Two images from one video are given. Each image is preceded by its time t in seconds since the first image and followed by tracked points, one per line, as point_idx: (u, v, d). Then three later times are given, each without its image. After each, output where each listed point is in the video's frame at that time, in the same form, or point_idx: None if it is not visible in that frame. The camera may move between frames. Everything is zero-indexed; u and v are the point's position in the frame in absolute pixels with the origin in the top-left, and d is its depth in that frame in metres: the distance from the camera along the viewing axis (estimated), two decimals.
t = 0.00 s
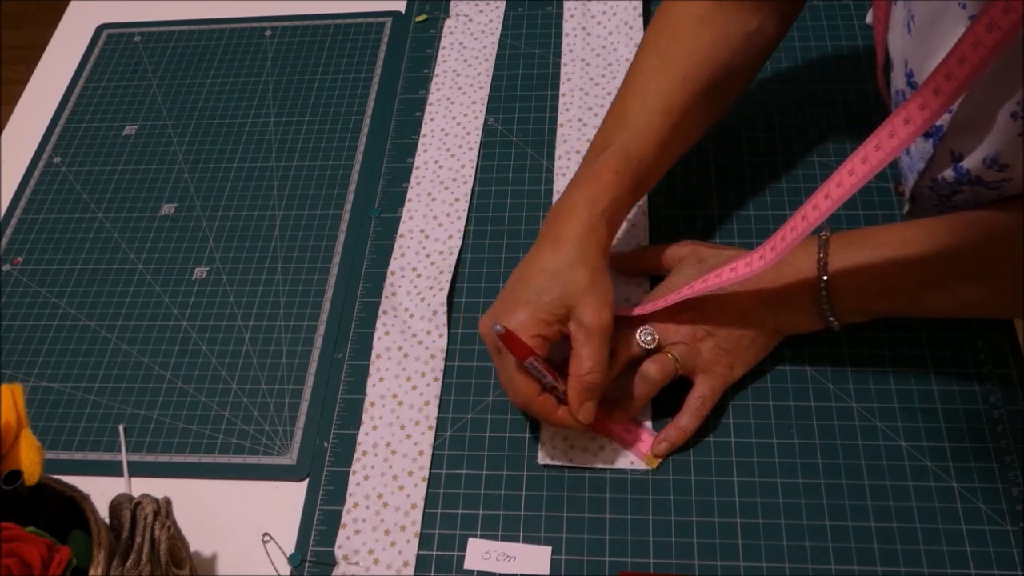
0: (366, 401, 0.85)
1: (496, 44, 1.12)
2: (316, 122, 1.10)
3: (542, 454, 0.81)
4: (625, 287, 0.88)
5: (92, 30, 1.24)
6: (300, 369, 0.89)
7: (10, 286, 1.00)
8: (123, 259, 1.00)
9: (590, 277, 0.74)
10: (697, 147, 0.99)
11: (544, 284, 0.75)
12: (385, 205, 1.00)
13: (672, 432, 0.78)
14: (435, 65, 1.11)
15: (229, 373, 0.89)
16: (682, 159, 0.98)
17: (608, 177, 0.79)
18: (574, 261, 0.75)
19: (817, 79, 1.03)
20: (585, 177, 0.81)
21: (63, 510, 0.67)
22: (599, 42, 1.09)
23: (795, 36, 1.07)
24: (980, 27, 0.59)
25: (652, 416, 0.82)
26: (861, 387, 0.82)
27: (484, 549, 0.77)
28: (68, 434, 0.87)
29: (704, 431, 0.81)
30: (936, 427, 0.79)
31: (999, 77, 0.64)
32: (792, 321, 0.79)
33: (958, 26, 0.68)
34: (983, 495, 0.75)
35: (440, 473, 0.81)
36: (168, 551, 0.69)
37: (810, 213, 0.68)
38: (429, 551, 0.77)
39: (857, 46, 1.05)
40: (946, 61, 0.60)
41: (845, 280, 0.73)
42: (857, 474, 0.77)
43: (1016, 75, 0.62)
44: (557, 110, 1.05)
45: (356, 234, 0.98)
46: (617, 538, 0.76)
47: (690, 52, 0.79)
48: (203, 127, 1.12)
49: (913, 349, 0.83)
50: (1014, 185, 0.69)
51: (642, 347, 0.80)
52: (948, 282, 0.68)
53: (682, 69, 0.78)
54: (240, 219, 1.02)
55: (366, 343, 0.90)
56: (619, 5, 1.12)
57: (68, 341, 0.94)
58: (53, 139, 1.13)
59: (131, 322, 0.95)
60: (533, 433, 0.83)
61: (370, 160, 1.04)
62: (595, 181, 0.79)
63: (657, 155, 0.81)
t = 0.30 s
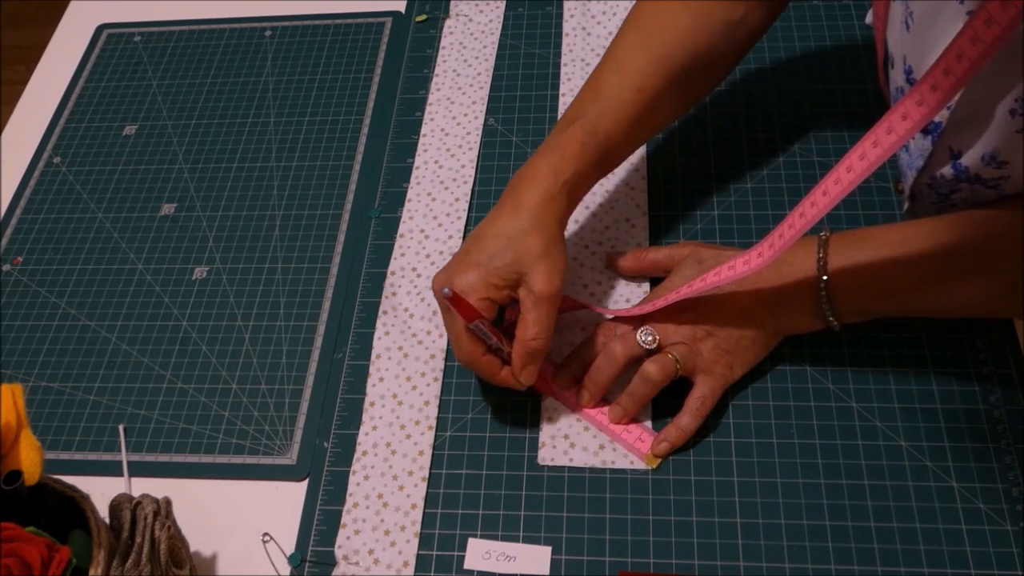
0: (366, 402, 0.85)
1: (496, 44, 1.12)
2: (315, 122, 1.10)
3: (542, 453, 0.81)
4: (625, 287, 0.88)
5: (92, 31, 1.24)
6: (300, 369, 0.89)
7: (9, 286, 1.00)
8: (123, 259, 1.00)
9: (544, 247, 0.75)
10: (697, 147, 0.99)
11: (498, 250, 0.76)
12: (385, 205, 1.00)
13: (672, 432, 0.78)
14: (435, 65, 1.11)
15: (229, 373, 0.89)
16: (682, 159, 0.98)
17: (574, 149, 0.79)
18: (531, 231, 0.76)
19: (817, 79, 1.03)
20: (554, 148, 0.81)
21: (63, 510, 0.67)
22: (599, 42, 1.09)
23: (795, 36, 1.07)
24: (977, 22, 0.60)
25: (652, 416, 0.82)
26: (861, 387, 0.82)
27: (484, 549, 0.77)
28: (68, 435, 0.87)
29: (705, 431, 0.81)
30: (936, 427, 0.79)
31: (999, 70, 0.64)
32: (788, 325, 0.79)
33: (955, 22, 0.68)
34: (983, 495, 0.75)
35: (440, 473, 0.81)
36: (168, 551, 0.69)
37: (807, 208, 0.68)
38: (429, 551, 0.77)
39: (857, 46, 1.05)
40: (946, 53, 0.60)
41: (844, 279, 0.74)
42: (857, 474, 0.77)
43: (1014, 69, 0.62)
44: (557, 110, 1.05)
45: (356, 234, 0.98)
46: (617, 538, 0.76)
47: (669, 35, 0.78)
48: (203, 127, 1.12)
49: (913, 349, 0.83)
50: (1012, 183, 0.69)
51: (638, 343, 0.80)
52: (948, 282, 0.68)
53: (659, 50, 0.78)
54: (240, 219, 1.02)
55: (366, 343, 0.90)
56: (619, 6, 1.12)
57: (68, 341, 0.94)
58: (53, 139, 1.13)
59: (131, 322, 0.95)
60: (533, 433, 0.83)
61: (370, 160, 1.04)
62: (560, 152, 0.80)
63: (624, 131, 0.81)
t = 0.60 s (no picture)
0: (366, 402, 0.85)
1: (496, 44, 1.12)
2: (315, 122, 1.10)
3: (543, 454, 0.81)
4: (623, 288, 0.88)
5: (92, 31, 1.24)
6: (300, 369, 0.89)
7: (9, 286, 1.00)
8: (123, 259, 1.00)
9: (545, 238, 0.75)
10: (697, 147, 0.99)
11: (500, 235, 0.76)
12: (385, 205, 1.00)
13: (672, 432, 0.78)
14: (435, 65, 1.11)
15: (229, 373, 0.89)
16: (682, 160, 0.98)
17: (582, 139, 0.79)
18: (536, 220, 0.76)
19: (817, 78, 1.03)
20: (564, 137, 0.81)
21: (63, 510, 0.67)
22: (599, 42, 1.09)
23: (795, 36, 1.07)
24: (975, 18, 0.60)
25: (652, 417, 0.82)
26: (861, 387, 0.82)
27: (484, 549, 0.77)
28: (68, 435, 0.87)
29: (705, 432, 0.81)
30: (936, 428, 0.79)
31: (997, 67, 0.64)
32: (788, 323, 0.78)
33: (952, 21, 0.68)
34: (983, 495, 0.75)
35: (440, 473, 0.81)
36: (168, 551, 0.69)
37: (804, 206, 0.68)
38: (429, 551, 0.77)
39: (857, 46, 1.05)
40: (943, 48, 0.60)
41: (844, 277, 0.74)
42: (857, 474, 0.77)
43: (1013, 68, 0.62)
44: (557, 110, 1.05)
45: (356, 234, 0.98)
46: (617, 538, 0.76)
47: (681, 35, 0.79)
48: (203, 127, 1.12)
49: (913, 349, 0.83)
50: (1012, 183, 0.69)
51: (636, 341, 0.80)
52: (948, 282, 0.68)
53: (675, 42, 0.79)
54: (240, 219, 1.02)
55: (366, 343, 0.90)
56: (619, 6, 1.12)
57: (68, 341, 0.94)
58: (53, 139, 1.13)
59: (131, 322, 0.95)
60: (533, 433, 0.83)
61: (370, 160, 1.04)
62: (569, 143, 0.80)
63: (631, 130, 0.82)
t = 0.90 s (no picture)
0: (366, 401, 0.85)
1: (496, 44, 1.12)
2: (315, 122, 1.10)
3: (544, 454, 0.81)
4: (626, 286, 0.87)
5: (92, 31, 1.24)
6: (300, 369, 0.89)
7: (10, 286, 1.00)
8: (123, 259, 1.00)
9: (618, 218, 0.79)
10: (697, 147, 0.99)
11: (578, 200, 0.79)
12: (385, 205, 1.00)
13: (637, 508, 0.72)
14: (435, 65, 1.11)
15: (229, 372, 0.89)
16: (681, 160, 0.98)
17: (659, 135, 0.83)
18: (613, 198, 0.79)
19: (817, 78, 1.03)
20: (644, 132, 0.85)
21: (63, 510, 0.67)
22: (598, 42, 1.09)
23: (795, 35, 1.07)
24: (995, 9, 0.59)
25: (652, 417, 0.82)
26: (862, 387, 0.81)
27: (484, 549, 0.77)
28: (68, 434, 0.87)
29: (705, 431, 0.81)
30: (936, 427, 0.79)
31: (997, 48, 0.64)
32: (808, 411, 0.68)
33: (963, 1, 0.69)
34: (983, 495, 0.75)
35: (440, 473, 0.81)
36: (168, 551, 0.69)
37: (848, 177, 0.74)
38: (429, 551, 0.77)
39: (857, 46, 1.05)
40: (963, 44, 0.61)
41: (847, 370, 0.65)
42: (857, 474, 0.77)
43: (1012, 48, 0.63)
44: (557, 110, 1.05)
45: (356, 234, 0.98)
46: (617, 538, 0.76)
47: (750, 43, 0.81)
48: (203, 127, 1.12)
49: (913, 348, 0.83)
50: (1015, 170, 0.70)
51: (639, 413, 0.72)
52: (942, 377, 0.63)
53: (765, 25, 0.81)
54: (239, 219, 1.02)
55: (366, 343, 0.90)
56: (619, 5, 1.12)
57: (68, 341, 0.94)
58: (53, 139, 1.13)
59: (131, 322, 0.95)
60: (534, 433, 0.83)
61: (370, 160, 1.04)
62: (646, 137, 0.83)
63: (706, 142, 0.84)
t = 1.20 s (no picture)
0: (366, 402, 0.85)
1: (496, 44, 1.12)
2: (315, 122, 1.10)
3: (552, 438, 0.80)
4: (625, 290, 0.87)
5: (92, 31, 1.24)
6: (300, 369, 0.89)
7: (10, 286, 1.00)
8: (123, 259, 1.00)
9: (755, 95, 0.84)
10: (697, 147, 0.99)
11: (721, 86, 0.87)
12: (385, 205, 1.00)
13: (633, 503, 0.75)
14: (435, 65, 1.11)
15: (228, 373, 0.89)
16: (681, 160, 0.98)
17: (783, 45, 0.84)
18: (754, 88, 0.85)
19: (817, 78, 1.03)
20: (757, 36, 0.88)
21: (63, 510, 0.67)
22: (598, 42, 1.08)
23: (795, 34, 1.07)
24: None
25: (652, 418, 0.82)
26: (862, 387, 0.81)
27: (484, 549, 0.77)
28: (68, 434, 0.87)
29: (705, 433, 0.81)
30: (936, 427, 0.79)
31: None
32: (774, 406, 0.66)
33: None
34: (983, 495, 0.75)
35: (440, 473, 0.81)
36: (169, 551, 0.69)
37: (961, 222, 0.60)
38: (429, 551, 0.77)
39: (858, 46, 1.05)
40: None
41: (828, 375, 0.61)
42: (857, 474, 0.77)
43: None
44: (557, 110, 1.05)
45: (356, 234, 0.98)
46: (618, 538, 0.76)
47: None
48: (203, 127, 1.12)
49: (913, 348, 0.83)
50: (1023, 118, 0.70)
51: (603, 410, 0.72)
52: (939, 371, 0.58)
53: None
54: (239, 219, 1.02)
55: (366, 343, 0.90)
56: (619, 5, 1.11)
57: (68, 341, 0.94)
58: (53, 139, 1.13)
59: (131, 322, 0.95)
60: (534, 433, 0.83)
61: (369, 160, 1.04)
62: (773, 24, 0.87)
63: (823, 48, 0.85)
